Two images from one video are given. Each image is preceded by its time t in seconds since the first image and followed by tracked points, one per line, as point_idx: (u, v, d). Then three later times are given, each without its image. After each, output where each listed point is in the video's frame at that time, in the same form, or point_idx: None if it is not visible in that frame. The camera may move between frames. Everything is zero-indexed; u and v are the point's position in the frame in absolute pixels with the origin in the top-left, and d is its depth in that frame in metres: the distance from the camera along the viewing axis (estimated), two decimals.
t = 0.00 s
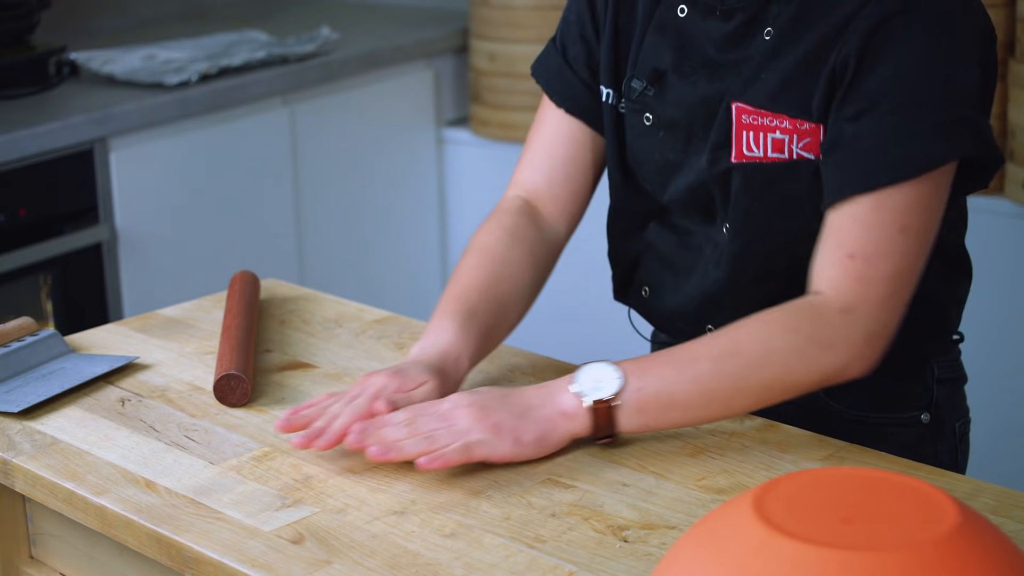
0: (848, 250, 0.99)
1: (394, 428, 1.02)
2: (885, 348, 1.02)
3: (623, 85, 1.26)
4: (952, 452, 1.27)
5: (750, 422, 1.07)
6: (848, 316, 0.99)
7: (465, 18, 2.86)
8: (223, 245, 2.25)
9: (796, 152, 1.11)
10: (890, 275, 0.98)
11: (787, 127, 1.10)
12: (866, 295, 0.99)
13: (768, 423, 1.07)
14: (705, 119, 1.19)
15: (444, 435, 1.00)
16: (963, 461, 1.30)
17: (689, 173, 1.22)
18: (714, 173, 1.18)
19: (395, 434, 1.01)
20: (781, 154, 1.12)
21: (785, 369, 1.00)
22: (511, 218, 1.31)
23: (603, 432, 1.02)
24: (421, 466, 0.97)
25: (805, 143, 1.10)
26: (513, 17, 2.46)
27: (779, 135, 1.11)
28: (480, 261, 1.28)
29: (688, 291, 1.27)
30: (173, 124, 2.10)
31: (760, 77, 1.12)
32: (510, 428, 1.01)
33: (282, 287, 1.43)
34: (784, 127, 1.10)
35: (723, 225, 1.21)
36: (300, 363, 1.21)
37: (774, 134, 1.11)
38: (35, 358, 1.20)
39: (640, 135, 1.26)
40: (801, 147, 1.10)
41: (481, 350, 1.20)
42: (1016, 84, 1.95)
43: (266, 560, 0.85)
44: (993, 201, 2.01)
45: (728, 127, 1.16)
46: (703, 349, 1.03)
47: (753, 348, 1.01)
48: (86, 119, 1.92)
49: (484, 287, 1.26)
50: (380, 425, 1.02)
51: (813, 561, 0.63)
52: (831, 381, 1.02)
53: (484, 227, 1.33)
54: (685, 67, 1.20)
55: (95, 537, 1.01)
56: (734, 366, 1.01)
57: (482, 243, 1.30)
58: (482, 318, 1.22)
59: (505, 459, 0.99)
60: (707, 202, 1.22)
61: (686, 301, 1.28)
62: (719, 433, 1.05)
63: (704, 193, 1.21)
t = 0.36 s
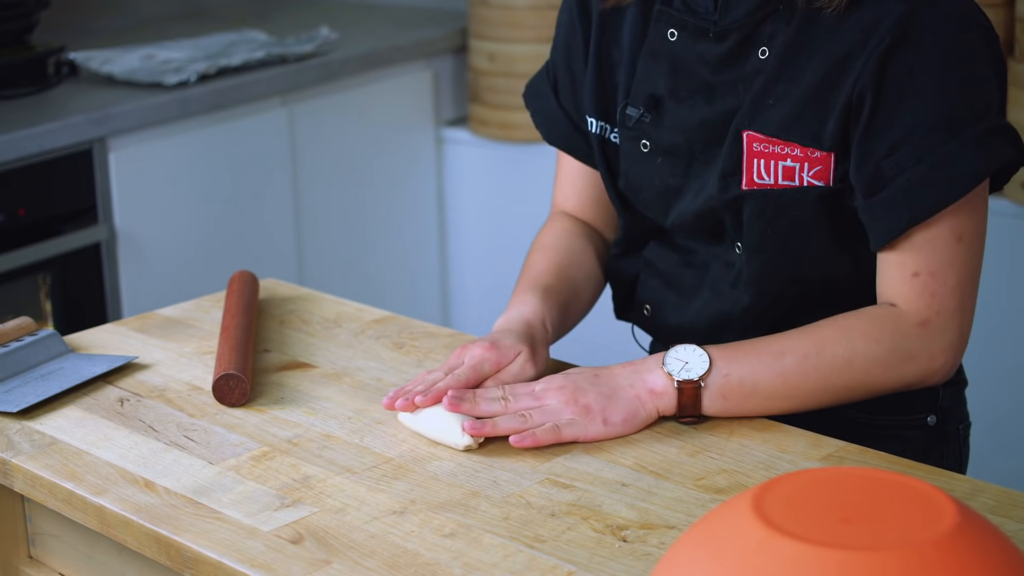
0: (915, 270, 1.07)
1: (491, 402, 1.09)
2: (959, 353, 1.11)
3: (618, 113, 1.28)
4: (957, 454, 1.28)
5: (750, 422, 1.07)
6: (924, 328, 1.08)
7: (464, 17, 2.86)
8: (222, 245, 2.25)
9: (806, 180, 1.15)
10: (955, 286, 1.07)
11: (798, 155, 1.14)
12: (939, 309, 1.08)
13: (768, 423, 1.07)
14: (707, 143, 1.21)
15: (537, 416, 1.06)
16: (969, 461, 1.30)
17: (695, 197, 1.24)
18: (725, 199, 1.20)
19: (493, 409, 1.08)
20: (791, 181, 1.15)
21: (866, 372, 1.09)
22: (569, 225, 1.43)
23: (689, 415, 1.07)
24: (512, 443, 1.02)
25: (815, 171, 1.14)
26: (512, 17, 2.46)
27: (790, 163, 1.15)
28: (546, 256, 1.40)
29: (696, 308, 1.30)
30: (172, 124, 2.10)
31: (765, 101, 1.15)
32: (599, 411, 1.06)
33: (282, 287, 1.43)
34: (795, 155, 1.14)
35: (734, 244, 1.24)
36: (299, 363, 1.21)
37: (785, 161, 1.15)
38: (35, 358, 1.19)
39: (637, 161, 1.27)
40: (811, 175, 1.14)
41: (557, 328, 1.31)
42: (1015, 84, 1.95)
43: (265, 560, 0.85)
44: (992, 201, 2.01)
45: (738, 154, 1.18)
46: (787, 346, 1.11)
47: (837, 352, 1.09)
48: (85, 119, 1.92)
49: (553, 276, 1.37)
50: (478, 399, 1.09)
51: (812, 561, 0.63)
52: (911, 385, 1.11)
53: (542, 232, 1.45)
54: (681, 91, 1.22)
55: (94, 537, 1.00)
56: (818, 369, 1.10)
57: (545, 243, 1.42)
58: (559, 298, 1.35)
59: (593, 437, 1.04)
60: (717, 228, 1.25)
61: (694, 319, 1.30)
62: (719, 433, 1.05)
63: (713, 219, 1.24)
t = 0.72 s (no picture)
0: (915, 261, 1.07)
1: (485, 389, 1.10)
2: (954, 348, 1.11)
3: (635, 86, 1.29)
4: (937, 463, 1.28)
5: (748, 422, 1.07)
6: (921, 322, 1.08)
7: (462, 17, 2.86)
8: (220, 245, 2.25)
9: (818, 161, 1.14)
10: (954, 280, 1.07)
11: (814, 134, 1.13)
12: (936, 302, 1.08)
13: (767, 422, 1.07)
14: (721, 118, 1.21)
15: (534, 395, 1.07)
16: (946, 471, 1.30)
17: (703, 175, 1.23)
18: (734, 174, 1.19)
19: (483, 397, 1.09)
20: (803, 161, 1.14)
21: (862, 366, 1.09)
22: (558, 218, 1.43)
23: (683, 411, 1.07)
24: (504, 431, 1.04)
25: (829, 153, 1.13)
26: (511, 17, 2.46)
27: (805, 142, 1.14)
28: (529, 255, 1.39)
29: (685, 297, 1.29)
30: (171, 123, 2.10)
31: (787, 78, 1.15)
32: (596, 397, 1.07)
33: (281, 287, 1.43)
34: (811, 134, 1.13)
35: (732, 230, 1.23)
36: (298, 363, 1.21)
37: (800, 139, 1.14)
38: (33, 358, 1.19)
39: (650, 135, 1.27)
40: (824, 157, 1.13)
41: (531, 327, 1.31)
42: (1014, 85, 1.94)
43: (264, 560, 0.85)
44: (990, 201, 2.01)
45: (754, 128, 1.17)
46: (785, 340, 1.11)
47: (834, 344, 1.09)
48: (83, 119, 1.92)
49: (533, 275, 1.37)
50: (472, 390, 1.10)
51: (812, 561, 0.63)
52: (905, 379, 1.11)
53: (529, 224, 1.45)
54: (700, 67, 1.22)
55: (92, 537, 1.00)
56: (815, 362, 1.09)
57: (532, 241, 1.41)
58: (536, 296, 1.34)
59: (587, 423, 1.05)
60: (718, 209, 1.24)
61: (683, 307, 1.29)
62: (717, 433, 1.05)
63: (719, 198, 1.23)
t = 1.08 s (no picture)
0: (938, 260, 1.08)
1: (529, 383, 1.12)
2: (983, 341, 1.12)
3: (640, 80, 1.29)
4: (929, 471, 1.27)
5: (746, 420, 1.07)
6: (948, 317, 1.09)
7: (461, 16, 2.85)
8: (219, 243, 2.25)
9: (823, 160, 1.13)
10: (978, 276, 1.08)
11: (819, 134, 1.13)
12: (962, 297, 1.08)
13: (765, 421, 1.07)
14: (723, 112, 1.21)
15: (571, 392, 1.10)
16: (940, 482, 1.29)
17: (704, 169, 1.23)
18: (736, 167, 1.19)
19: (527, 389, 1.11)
20: (807, 159, 1.14)
21: (888, 357, 1.12)
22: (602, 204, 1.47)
23: (715, 393, 1.13)
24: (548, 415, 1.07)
25: (833, 154, 1.13)
26: (510, 15, 2.45)
27: (810, 142, 1.13)
28: (583, 235, 1.44)
29: (678, 297, 1.28)
30: (169, 121, 2.10)
31: (793, 74, 1.15)
32: (630, 388, 1.09)
33: (280, 285, 1.43)
34: (816, 133, 1.13)
35: (729, 227, 1.23)
36: (297, 361, 1.21)
37: (805, 138, 1.14)
38: (32, 356, 1.19)
39: (652, 129, 1.28)
40: (828, 157, 1.13)
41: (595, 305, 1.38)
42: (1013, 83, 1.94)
43: (262, 558, 0.85)
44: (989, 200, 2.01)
45: (760, 125, 1.17)
46: (814, 328, 1.13)
47: (860, 336, 1.12)
48: (82, 117, 1.92)
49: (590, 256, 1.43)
50: (518, 381, 1.12)
51: (811, 559, 0.63)
52: (932, 368, 1.13)
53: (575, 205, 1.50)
54: (704, 60, 1.22)
55: (91, 535, 1.00)
56: (839, 352, 1.12)
57: (579, 221, 1.46)
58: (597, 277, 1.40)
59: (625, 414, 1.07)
60: (716, 205, 1.24)
61: (677, 306, 1.29)
62: (716, 431, 1.05)
63: (719, 193, 1.22)
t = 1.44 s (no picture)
0: (888, 242, 1.06)
1: (459, 411, 1.05)
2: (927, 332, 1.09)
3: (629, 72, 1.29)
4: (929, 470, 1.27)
5: (747, 417, 1.07)
6: (892, 305, 1.07)
7: (461, 12, 2.85)
8: (219, 241, 2.25)
9: (811, 147, 1.13)
10: (926, 262, 1.06)
11: (806, 120, 1.12)
12: (908, 284, 1.06)
13: (765, 418, 1.07)
14: (711, 103, 1.21)
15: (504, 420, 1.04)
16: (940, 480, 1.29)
17: (692, 161, 1.23)
18: (724, 158, 1.19)
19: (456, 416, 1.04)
20: (796, 147, 1.13)
21: (834, 353, 1.08)
22: (559, 206, 1.42)
23: (655, 409, 1.07)
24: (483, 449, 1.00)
25: (822, 139, 1.12)
26: (511, 12, 2.45)
27: (798, 128, 1.13)
28: (534, 242, 1.38)
29: (672, 293, 1.28)
30: (169, 118, 2.10)
31: (779, 62, 1.14)
32: (566, 413, 1.04)
33: (280, 282, 1.43)
34: (804, 120, 1.12)
35: (717, 219, 1.23)
36: (297, 359, 1.21)
37: (792, 125, 1.13)
38: (33, 354, 1.19)
39: (641, 121, 1.28)
40: (817, 143, 1.12)
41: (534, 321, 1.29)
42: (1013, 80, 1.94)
43: (262, 556, 0.85)
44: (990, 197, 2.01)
45: (747, 114, 1.17)
46: (753, 330, 1.09)
47: (804, 333, 1.08)
48: (82, 114, 1.91)
49: (539, 266, 1.35)
50: (446, 407, 1.05)
51: (812, 557, 0.63)
52: (877, 363, 1.09)
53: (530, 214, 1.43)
54: (693, 52, 1.23)
55: (91, 532, 1.00)
56: (784, 352, 1.08)
57: (533, 229, 1.40)
58: (542, 290, 1.33)
59: (564, 440, 1.02)
60: (705, 197, 1.24)
61: (671, 305, 1.28)
62: (715, 429, 1.05)
63: (706, 185, 1.22)
